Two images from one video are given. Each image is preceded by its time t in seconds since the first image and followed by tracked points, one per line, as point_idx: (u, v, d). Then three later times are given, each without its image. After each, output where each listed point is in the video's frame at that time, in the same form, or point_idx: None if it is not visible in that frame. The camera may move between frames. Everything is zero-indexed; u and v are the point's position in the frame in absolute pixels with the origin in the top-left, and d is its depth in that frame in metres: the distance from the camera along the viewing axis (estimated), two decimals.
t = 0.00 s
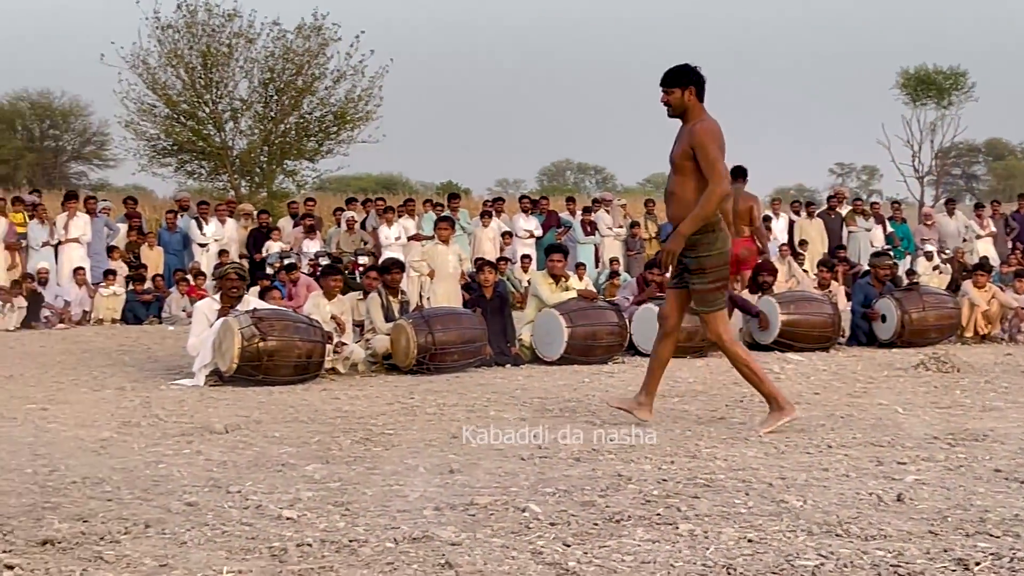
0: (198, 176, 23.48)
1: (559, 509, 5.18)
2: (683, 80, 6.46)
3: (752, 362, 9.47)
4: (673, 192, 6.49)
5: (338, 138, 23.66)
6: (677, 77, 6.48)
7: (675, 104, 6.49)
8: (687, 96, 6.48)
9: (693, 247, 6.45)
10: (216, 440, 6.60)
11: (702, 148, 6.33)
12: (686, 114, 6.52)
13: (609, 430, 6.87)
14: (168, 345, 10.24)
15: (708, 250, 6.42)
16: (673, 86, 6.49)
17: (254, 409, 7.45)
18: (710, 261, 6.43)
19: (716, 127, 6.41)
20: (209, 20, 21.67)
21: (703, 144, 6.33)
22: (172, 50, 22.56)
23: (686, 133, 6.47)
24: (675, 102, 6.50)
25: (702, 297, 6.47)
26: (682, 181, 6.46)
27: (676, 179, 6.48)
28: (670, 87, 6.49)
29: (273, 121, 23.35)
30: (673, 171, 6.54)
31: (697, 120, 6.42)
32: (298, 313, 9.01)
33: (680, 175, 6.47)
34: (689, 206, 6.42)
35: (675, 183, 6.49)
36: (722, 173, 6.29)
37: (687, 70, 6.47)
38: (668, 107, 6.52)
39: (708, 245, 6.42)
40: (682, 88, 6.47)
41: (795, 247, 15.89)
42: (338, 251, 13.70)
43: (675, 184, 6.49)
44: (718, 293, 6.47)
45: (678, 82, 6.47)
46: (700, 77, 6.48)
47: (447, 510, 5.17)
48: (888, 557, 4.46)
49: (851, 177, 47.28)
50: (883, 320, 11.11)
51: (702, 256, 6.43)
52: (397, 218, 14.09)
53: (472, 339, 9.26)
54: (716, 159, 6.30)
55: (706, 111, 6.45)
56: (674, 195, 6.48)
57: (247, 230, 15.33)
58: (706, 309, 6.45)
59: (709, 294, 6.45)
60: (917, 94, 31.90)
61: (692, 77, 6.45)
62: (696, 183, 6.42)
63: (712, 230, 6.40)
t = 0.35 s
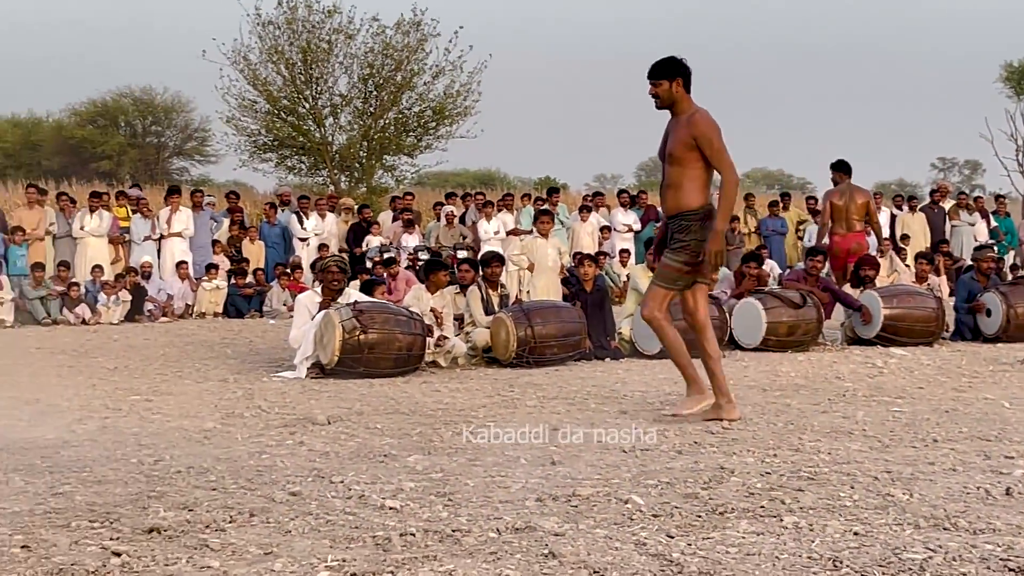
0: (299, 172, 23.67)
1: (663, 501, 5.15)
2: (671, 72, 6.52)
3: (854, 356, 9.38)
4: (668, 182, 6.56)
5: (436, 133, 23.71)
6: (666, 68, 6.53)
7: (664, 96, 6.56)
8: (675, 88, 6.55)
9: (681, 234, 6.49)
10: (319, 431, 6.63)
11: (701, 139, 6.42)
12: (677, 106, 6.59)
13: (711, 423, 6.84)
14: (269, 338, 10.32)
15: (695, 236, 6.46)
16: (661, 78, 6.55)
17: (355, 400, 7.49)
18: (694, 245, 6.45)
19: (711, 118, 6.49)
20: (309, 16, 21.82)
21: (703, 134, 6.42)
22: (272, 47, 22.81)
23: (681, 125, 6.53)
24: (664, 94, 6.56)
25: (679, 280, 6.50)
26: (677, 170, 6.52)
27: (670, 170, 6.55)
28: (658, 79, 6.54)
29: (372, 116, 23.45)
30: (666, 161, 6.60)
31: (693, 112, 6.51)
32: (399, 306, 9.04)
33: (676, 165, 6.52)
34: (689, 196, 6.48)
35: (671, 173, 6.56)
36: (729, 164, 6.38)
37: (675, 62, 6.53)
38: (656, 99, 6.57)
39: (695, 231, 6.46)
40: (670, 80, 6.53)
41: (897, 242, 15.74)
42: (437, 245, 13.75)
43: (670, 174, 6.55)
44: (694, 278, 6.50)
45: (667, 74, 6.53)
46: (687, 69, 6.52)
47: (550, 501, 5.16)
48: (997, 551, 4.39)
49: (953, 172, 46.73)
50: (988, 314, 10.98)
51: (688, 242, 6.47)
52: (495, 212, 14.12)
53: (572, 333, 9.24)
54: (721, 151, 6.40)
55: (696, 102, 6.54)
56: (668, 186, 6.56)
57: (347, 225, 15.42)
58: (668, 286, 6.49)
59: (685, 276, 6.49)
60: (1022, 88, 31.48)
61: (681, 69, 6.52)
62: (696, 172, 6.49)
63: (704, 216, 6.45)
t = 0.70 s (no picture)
0: (413, 168, 23.77)
1: (775, 500, 5.11)
2: (685, 77, 6.48)
3: (972, 354, 9.25)
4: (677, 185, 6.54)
5: (550, 129, 23.70)
6: (677, 73, 6.48)
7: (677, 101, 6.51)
8: (687, 93, 6.50)
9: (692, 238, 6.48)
10: (431, 427, 6.65)
11: (713, 145, 6.40)
12: (687, 110, 6.55)
13: (825, 422, 6.77)
14: (382, 334, 10.36)
15: (706, 238, 6.44)
16: (674, 82, 6.50)
17: (467, 397, 7.50)
18: (705, 248, 6.44)
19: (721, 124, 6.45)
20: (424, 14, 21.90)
21: (716, 141, 6.40)
22: (387, 44, 22.92)
23: (693, 129, 6.50)
24: (677, 98, 6.51)
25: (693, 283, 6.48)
26: (686, 175, 6.50)
27: (680, 172, 6.53)
28: (672, 83, 6.49)
29: (486, 113, 23.50)
30: (674, 165, 6.58)
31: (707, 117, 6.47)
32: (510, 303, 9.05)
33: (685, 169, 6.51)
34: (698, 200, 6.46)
35: (679, 177, 6.54)
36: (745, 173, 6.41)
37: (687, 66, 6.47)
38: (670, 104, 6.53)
39: (704, 233, 6.44)
40: (682, 85, 6.48)
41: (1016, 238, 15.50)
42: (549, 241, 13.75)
43: (679, 178, 6.53)
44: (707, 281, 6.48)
45: (678, 79, 6.48)
46: (699, 73, 6.46)
47: (662, 500, 5.13)
48: None
49: None
50: None
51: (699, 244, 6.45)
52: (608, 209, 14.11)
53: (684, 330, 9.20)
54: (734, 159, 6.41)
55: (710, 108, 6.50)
56: (677, 189, 6.54)
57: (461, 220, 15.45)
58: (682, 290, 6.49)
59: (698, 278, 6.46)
60: None
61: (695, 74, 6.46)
62: (705, 177, 6.47)
63: (712, 219, 6.44)
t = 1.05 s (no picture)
0: (535, 166, 23.81)
1: (905, 500, 5.04)
2: (722, 68, 6.61)
3: None
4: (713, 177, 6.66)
5: (672, 126, 23.61)
6: (716, 64, 6.62)
7: (714, 93, 6.63)
8: (725, 84, 6.62)
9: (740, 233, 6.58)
10: (555, 425, 6.64)
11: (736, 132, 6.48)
12: (722, 103, 6.67)
13: (954, 421, 6.68)
14: (505, 331, 10.38)
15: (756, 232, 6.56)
16: (711, 74, 6.63)
17: (591, 394, 7.49)
18: (761, 242, 6.57)
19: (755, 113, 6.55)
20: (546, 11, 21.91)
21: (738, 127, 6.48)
22: (510, 42, 22.98)
23: (725, 119, 6.61)
24: (714, 91, 6.63)
25: (759, 282, 6.59)
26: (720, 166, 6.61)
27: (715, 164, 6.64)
28: (710, 75, 6.63)
29: (608, 110, 23.48)
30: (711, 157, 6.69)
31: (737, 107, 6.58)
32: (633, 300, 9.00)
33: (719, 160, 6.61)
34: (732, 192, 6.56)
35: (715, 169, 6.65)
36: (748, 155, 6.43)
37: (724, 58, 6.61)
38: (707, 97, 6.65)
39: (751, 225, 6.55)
40: (720, 76, 6.62)
41: None
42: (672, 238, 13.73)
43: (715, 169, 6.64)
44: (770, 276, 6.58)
45: (716, 71, 6.62)
46: (738, 64, 6.60)
47: (788, 499, 5.08)
48: None
49: None
50: None
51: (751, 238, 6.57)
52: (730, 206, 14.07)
53: (810, 328, 9.12)
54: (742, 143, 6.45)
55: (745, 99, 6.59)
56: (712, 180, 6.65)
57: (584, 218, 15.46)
58: (765, 292, 6.58)
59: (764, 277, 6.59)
60: None
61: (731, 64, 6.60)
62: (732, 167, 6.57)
63: (757, 211, 6.57)
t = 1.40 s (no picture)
0: (656, 164, 23.78)
1: None
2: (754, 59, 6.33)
3: None
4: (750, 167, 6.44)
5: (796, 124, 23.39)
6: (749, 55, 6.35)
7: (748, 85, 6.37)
8: (759, 76, 6.37)
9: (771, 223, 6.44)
10: (684, 420, 6.60)
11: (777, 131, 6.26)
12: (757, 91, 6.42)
13: None
14: (629, 327, 10.34)
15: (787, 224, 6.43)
16: (744, 66, 6.35)
17: (719, 390, 7.44)
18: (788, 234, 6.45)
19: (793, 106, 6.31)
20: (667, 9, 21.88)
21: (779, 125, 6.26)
22: (631, 40, 23.00)
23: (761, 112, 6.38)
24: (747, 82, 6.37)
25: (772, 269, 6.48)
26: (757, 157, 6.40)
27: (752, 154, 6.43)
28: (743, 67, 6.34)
29: (730, 107, 23.39)
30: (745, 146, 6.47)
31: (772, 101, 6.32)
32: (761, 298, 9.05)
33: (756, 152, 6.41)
34: (767, 183, 6.38)
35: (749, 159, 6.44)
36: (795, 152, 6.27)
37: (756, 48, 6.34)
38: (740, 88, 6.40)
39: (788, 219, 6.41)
40: (753, 68, 6.34)
41: None
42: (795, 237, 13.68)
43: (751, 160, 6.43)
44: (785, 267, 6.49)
45: (750, 61, 6.34)
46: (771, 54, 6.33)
47: (926, 495, 5.01)
48: None
49: None
50: None
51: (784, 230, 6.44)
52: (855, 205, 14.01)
53: (941, 324, 9.01)
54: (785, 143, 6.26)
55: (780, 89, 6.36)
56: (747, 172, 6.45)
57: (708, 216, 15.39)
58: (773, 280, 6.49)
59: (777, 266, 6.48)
60: None
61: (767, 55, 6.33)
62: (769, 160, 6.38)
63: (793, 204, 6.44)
